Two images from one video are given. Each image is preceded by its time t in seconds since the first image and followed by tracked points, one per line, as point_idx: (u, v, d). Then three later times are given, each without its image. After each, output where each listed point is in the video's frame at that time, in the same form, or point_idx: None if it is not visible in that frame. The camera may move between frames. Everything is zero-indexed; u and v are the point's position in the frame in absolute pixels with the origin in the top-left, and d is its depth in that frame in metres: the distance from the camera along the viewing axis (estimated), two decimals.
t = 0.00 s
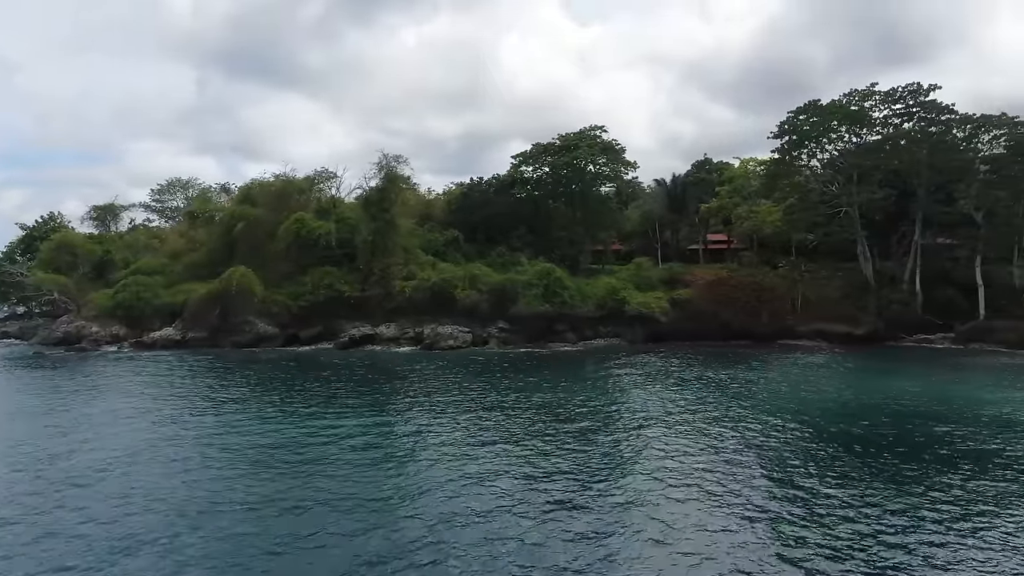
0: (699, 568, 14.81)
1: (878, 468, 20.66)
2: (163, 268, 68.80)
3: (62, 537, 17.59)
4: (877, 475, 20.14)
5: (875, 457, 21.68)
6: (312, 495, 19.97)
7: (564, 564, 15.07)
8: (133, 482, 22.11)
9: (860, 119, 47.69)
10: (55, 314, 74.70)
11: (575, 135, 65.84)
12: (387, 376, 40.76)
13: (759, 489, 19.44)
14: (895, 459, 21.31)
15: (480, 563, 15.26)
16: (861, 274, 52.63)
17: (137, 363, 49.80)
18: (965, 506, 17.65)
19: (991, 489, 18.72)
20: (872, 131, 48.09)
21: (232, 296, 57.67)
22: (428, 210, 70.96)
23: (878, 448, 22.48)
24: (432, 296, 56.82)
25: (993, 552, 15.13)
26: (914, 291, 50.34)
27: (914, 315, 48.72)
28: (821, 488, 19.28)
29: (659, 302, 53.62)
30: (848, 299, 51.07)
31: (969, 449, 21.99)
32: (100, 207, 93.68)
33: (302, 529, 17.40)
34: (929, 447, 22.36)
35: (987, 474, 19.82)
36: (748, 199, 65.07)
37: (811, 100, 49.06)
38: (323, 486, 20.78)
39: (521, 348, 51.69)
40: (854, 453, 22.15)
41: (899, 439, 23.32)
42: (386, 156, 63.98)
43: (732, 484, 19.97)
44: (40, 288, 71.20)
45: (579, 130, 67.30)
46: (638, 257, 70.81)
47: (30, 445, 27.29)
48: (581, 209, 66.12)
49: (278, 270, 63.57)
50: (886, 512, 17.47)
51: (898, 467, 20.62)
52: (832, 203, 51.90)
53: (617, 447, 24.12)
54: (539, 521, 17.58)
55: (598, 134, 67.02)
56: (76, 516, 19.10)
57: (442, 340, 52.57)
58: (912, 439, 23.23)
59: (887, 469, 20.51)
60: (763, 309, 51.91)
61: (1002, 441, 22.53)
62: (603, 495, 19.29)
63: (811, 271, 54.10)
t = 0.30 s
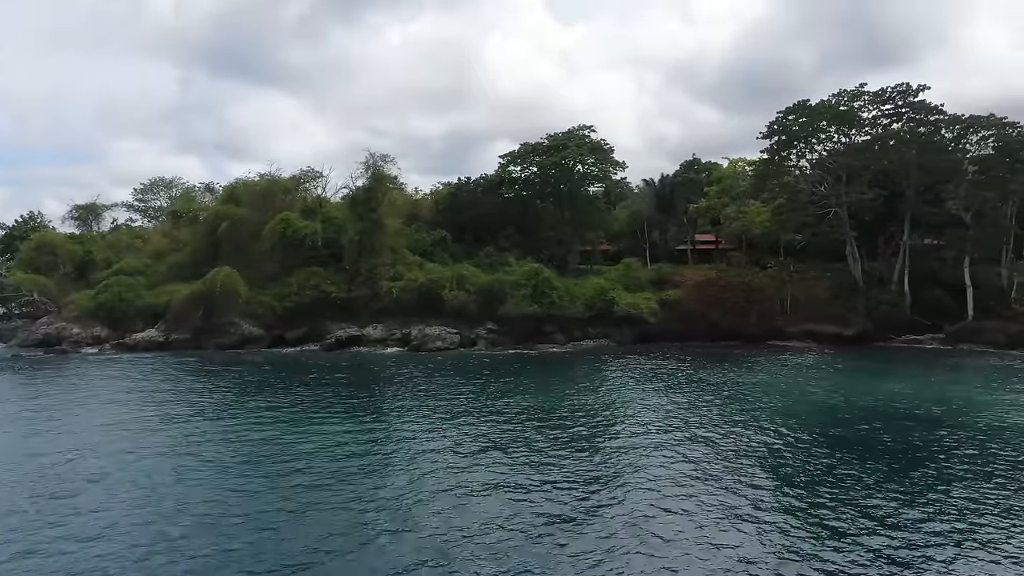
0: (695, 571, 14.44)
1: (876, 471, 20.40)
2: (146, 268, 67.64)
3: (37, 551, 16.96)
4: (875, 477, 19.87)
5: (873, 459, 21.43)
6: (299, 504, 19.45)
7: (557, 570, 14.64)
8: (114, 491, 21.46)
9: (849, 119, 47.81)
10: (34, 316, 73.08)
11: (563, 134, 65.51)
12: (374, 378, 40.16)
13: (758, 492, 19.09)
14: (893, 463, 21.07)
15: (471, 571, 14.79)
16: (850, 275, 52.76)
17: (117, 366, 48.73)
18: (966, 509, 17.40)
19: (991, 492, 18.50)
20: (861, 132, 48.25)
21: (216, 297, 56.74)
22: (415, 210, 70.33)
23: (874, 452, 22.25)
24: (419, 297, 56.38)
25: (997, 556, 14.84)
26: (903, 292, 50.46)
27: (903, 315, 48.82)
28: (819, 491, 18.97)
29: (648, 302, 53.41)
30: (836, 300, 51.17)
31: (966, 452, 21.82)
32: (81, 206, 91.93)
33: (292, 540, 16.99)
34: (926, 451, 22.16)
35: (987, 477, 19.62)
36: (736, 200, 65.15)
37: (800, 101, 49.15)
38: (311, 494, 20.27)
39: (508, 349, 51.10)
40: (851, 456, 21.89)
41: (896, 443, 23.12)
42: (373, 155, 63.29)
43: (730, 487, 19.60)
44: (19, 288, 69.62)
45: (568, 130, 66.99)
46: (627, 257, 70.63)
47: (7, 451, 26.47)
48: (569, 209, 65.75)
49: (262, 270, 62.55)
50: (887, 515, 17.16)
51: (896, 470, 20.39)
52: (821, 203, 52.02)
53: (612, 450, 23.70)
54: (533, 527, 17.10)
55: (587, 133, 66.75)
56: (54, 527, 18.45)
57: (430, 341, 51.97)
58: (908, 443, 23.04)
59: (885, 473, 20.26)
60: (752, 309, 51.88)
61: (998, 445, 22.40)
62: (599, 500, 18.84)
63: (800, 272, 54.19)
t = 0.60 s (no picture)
0: None
1: (877, 480, 20.19)
2: (129, 269, 66.48)
3: (15, 562, 16.37)
4: (877, 487, 19.65)
5: (872, 467, 21.24)
6: (290, 514, 18.93)
7: None
8: (95, 498, 20.84)
9: (839, 120, 47.95)
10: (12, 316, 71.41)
11: (552, 134, 65.17)
12: (360, 380, 39.55)
13: (759, 503, 18.77)
14: (892, 470, 20.91)
15: None
16: (839, 275, 52.99)
17: (98, 368, 47.74)
18: (971, 520, 17.23)
19: (993, 501, 18.36)
20: (850, 132, 48.40)
21: (200, 298, 55.82)
22: (402, 210, 69.67)
23: (873, 458, 22.03)
24: (406, 298, 55.93)
25: (1004, 570, 14.61)
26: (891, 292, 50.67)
27: (892, 315, 49.01)
28: (821, 501, 18.72)
29: (637, 303, 53.24)
30: (826, 300, 51.34)
31: (963, 458, 21.72)
32: (61, 206, 90.16)
33: (283, 551, 16.47)
34: (923, 456, 22.03)
35: (985, 485, 19.53)
36: (724, 200, 65.21)
37: (790, 101, 49.21)
38: (305, 502, 19.75)
39: (497, 351, 50.65)
40: (849, 463, 21.68)
41: (893, 448, 22.97)
42: (360, 154, 62.58)
43: (729, 497, 19.28)
44: None
45: (556, 129, 66.65)
46: (614, 257, 70.45)
47: None
48: (557, 209, 65.44)
49: (247, 271, 61.59)
50: (893, 526, 16.91)
51: (897, 479, 20.19)
52: (810, 204, 52.15)
53: (608, 458, 23.27)
54: (530, 540, 16.65)
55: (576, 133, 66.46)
56: (34, 538, 17.79)
57: (418, 342, 51.37)
58: (904, 448, 22.92)
59: (887, 481, 20.04)
60: (741, 310, 51.91)
61: (993, 449, 22.36)
62: (597, 513, 18.40)
63: (788, 272, 54.48)
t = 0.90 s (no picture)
0: None
1: (876, 484, 19.79)
2: (111, 270, 65.28)
3: None
4: (876, 492, 19.24)
5: (870, 471, 20.85)
6: (268, 523, 18.09)
7: None
8: (72, 507, 20.13)
9: (828, 121, 47.99)
10: None
11: (540, 134, 64.75)
12: (346, 383, 38.85)
13: (759, 507, 18.22)
14: (890, 474, 20.54)
15: None
16: (827, 277, 53.10)
17: (78, 371, 46.67)
18: (973, 525, 16.88)
19: (993, 506, 18.06)
20: (839, 133, 48.48)
21: (183, 299, 54.84)
22: (389, 210, 68.99)
23: (870, 461, 21.65)
24: (393, 299, 55.37)
25: None
26: (879, 293, 50.75)
27: (880, 317, 49.04)
28: (821, 506, 18.25)
29: (625, 305, 52.97)
30: (814, 301, 51.43)
31: (960, 462, 21.46)
32: (42, 206, 88.47)
33: (265, 561, 15.89)
34: (920, 460, 21.70)
35: (985, 489, 19.24)
36: (712, 201, 65.21)
37: (779, 101, 49.20)
38: (285, 509, 18.96)
39: (485, 353, 50.16)
40: (847, 467, 21.26)
41: (889, 452, 22.61)
42: (346, 154, 61.84)
43: (727, 502, 18.72)
44: None
45: (544, 129, 66.22)
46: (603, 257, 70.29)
47: None
48: (545, 210, 65.02)
49: (232, 271, 60.58)
50: (896, 532, 16.50)
51: (895, 483, 19.80)
52: (799, 205, 52.27)
53: (600, 460, 22.79)
54: (522, 547, 16.10)
55: (564, 133, 66.06)
56: (7, 551, 17.07)
57: (405, 344, 50.71)
58: (901, 452, 22.56)
59: (886, 485, 19.65)
60: (730, 311, 51.87)
61: (988, 452, 22.15)
62: (590, 516, 17.90)
63: (776, 273, 54.71)
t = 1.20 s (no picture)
0: None
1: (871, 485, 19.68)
2: (92, 271, 64.08)
3: None
4: (871, 493, 19.12)
5: (862, 472, 20.81)
6: (253, 529, 17.40)
7: None
8: (50, 510, 19.47)
9: (817, 122, 48.13)
10: None
11: (528, 134, 64.35)
12: (331, 386, 38.24)
13: (755, 512, 17.95)
14: (883, 476, 20.47)
15: None
16: (816, 278, 53.18)
17: (57, 373, 45.56)
18: (970, 527, 16.74)
19: (989, 506, 17.99)
20: (828, 134, 48.65)
21: (166, 300, 53.88)
22: (375, 210, 68.40)
23: (866, 464, 21.49)
24: (380, 301, 54.81)
25: None
26: (868, 294, 50.81)
27: (868, 318, 49.05)
28: (818, 510, 18.02)
29: (614, 306, 52.76)
30: (804, 302, 51.46)
31: (949, 462, 21.54)
32: (22, 205, 86.72)
33: (251, 566, 15.38)
34: (911, 461, 21.70)
35: (979, 488, 19.28)
36: (700, 202, 65.29)
37: (768, 102, 49.26)
38: (271, 515, 18.32)
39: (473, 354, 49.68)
40: (840, 469, 21.18)
41: (880, 453, 22.58)
42: (332, 153, 61.11)
43: (724, 506, 18.44)
44: None
45: (532, 129, 65.78)
46: (591, 258, 70.25)
47: None
48: (533, 211, 64.53)
49: (216, 272, 59.60)
50: (896, 536, 16.32)
51: (891, 486, 19.65)
52: (788, 206, 52.50)
53: (593, 465, 22.38)
54: (514, 555, 15.61)
55: (552, 133, 65.70)
56: None
57: (392, 346, 50.14)
58: (890, 453, 22.55)
59: (880, 487, 19.56)
60: (719, 312, 51.90)
61: (981, 454, 22.11)
62: (584, 524, 17.49)
63: (764, 274, 54.84)
